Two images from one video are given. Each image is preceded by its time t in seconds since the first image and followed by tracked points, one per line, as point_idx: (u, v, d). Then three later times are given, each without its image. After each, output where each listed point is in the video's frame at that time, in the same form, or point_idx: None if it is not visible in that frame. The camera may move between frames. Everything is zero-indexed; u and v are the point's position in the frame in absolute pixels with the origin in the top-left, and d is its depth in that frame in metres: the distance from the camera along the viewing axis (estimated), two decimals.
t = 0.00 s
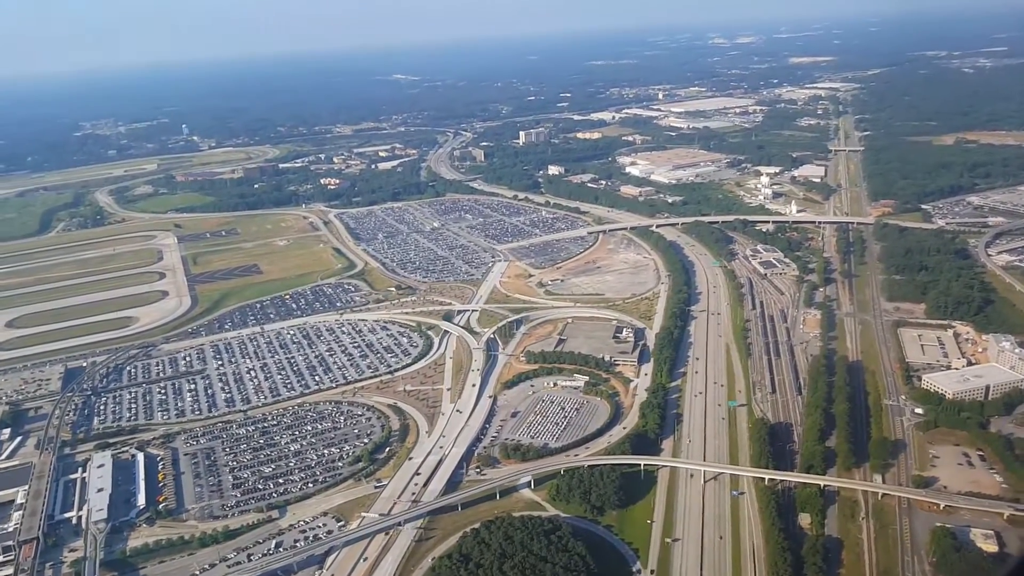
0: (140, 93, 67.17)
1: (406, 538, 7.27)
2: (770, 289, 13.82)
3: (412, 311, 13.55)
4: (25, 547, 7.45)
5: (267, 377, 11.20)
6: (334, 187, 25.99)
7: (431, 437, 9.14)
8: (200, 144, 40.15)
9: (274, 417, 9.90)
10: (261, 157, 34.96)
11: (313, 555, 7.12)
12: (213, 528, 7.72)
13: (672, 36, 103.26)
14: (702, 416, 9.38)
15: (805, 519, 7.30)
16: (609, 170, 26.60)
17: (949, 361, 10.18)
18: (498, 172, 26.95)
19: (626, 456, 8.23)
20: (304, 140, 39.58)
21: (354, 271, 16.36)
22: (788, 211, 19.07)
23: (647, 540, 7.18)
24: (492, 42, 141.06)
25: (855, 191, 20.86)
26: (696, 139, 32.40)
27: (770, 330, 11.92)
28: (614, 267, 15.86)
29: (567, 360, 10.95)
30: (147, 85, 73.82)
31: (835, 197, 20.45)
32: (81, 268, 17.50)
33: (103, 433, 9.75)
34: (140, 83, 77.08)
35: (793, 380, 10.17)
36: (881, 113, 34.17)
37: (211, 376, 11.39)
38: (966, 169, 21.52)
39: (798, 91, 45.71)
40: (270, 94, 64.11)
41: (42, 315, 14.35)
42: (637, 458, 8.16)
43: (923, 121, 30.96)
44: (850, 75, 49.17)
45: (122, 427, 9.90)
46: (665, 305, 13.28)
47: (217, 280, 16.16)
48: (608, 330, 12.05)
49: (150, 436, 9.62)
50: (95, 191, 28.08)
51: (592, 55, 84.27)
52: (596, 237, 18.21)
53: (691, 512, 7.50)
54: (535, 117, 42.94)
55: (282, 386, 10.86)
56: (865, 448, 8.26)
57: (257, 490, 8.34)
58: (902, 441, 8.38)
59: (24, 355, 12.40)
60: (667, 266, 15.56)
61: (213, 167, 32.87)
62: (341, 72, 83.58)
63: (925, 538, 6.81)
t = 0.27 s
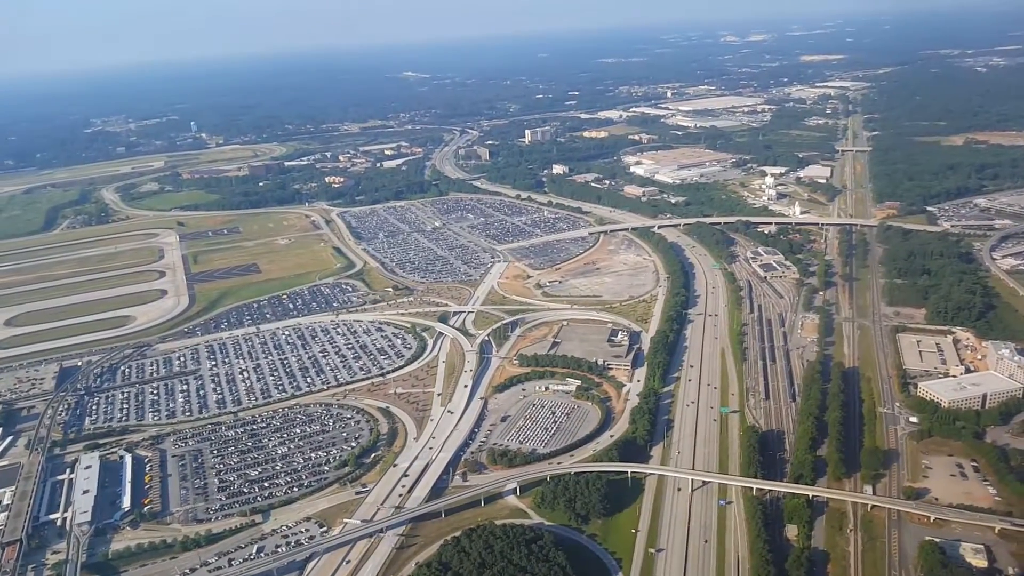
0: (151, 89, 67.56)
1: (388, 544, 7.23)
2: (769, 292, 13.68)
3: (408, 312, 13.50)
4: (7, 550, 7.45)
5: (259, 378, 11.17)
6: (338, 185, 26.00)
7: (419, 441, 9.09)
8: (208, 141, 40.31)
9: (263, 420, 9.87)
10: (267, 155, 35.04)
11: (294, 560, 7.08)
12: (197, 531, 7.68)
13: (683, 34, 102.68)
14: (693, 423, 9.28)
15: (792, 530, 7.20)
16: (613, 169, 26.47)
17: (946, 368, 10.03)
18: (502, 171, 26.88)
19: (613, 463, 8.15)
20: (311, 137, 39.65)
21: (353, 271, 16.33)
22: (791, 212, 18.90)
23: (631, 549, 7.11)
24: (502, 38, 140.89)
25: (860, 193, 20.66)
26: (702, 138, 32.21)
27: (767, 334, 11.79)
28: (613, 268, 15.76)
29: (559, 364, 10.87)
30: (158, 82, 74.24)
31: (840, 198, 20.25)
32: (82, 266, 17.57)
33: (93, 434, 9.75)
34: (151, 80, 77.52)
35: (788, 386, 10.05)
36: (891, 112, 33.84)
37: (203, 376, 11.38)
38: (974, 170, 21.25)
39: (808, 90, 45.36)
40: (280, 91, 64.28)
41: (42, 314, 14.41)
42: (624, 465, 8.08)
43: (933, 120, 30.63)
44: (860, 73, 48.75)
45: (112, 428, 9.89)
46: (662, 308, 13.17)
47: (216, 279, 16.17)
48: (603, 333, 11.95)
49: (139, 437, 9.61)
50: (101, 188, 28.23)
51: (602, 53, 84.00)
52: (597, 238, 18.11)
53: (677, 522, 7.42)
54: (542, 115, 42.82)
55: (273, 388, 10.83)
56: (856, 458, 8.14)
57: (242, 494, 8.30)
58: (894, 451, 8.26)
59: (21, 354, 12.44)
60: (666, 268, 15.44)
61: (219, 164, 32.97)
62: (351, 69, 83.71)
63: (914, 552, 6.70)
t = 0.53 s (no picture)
0: (171, 85, 68.15)
1: (375, 548, 7.13)
2: (778, 297, 13.44)
3: (411, 312, 13.41)
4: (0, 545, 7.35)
5: (259, 377, 11.10)
6: (350, 182, 26.00)
7: (413, 444, 8.97)
8: (225, 137, 40.55)
9: (260, 419, 9.78)
10: (283, 151, 35.16)
11: (281, 563, 7.00)
12: (188, 530, 7.56)
13: (705, 32, 101.74)
14: (692, 431, 9.10)
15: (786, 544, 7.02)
16: (626, 169, 26.24)
17: (955, 378, 9.78)
18: (514, 169, 26.74)
19: (606, 472, 8.01)
20: (326, 134, 39.76)
21: (359, 270, 16.29)
22: (804, 214, 18.60)
23: (619, 559, 6.98)
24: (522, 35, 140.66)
25: (876, 195, 20.29)
26: (718, 138, 31.87)
27: (772, 340, 11.57)
28: (620, 270, 15.58)
29: (559, 367, 10.73)
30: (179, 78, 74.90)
31: (855, 201, 19.91)
32: (93, 262, 17.67)
33: (93, 430, 9.69)
34: (172, 75, 78.20)
35: (791, 394, 9.84)
36: (912, 112, 33.29)
37: (205, 374, 11.32)
38: (994, 172, 20.81)
39: (828, 89, 44.76)
40: (298, 87, 64.55)
41: (50, 309, 14.48)
42: (617, 473, 7.93)
43: (954, 121, 30.09)
44: (882, 72, 48.03)
45: (111, 424, 9.84)
46: (667, 311, 12.97)
47: (223, 276, 16.19)
48: (605, 337, 11.79)
49: (137, 434, 9.54)
50: (117, 184, 28.45)
51: (621, 50, 83.56)
52: (606, 238, 17.92)
53: (668, 532, 7.26)
54: (557, 113, 42.62)
55: (273, 387, 10.76)
56: (856, 471, 7.92)
57: (235, 493, 8.18)
58: (896, 463, 8.04)
59: (27, 349, 12.49)
60: (674, 271, 15.23)
61: (234, 160, 33.13)
62: (370, 65, 83.96)
63: (909, 569, 6.52)
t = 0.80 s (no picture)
0: (197, 85, 69.01)
1: (367, 557, 7.11)
2: (789, 304, 13.22)
3: (418, 315, 13.39)
4: None
5: (263, 380, 11.14)
6: (366, 184, 26.09)
7: (412, 450, 8.94)
8: (247, 137, 40.92)
9: (262, 422, 9.81)
10: (302, 152, 35.38)
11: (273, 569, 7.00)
12: (183, 534, 7.59)
13: (730, 32, 100.71)
14: (694, 441, 8.96)
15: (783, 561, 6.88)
16: (643, 171, 26.03)
17: (967, 391, 9.52)
18: (530, 171, 26.65)
19: (603, 483, 7.91)
20: (346, 135, 39.96)
21: (369, 272, 16.31)
22: (822, 219, 18.30)
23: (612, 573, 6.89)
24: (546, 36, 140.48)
25: (897, 200, 19.92)
26: (738, 140, 31.52)
27: (781, 348, 11.38)
28: (631, 275, 15.43)
29: (563, 374, 10.63)
30: (205, 77, 75.78)
31: (874, 205, 19.55)
32: (110, 261, 17.88)
33: (97, 431, 9.78)
34: (199, 75, 79.15)
35: (797, 405, 9.66)
36: (938, 115, 32.67)
37: (211, 376, 11.39)
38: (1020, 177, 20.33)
39: (853, 91, 44.10)
40: (321, 88, 64.98)
41: (65, 309, 14.68)
42: (615, 484, 7.83)
43: (981, 124, 29.47)
44: (910, 73, 47.22)
45: (116, 425, 9.92)
46: (676, 318, 12.82)
47: (235, 277, 16.31)
48: (611, 343, 11.68)
49: (140, 436, 9.61)
50: (138, 183, 28.82)
51: (645, 50, 83.09)
52: (619, 242, 17.78)
53: (664, 545, 7.16)
54: (577, 114, 42.44)
55: (276, 390, 10.78)
56: (859, 486, 7.75)
57: (232, 497, 8.20)
58: (901, 479, 7.85)
59: (39, 349, 12.66)
60: (686, 276, 15.05)
61: (254, 161, 33.41)
62: (394, 66, 84.36)
63: None
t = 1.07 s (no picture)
0: (218, 86, 69.69)
1: (356, 565, 7.09)
2: (797, 311, 13.04)
3: (421, 320, 13.37)
4: None
5: (265, 384, 11.19)
6: (379, 186, 26.16)
7: (407, 457, 8.92)
8: (264, 139, 41.20)
9: (261, 427, 9.85)
10: (317, 154, 35.54)
11: None
12: (176, 539, 7.63)
13: (751, 32, 99.90)
14: (692, 450, 8.86)
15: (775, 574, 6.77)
16: (656, 174, 25.85)
17: (973, 402, 9.33)
18: (542, 174, 26.57)
19: (596, 492, 7.83)
20: (362, 137, 40.11)
21: (376, 276, 16.33)
22: (834, 224, 18.05)
23: None
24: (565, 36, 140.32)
25: (913, 205, 19.61)
26: (754, 142, 31.23)
27: (786, 356, 11.23)
28: (638, 280, 15.31)
29: (562, 381, 10.56)
30: (225, 78, 76.49)
31: (889, 210, 19.25)
32: (122, 263, 18.08)
33: (99, 434, 9.87)
34: (219, 76, 79.87)
35: (798, 415, 9.52)
36: (959, 117, 32.15)
37: (213, 380, 11.46)
38: None
39: (874, 92, 43.53)
40: (339, 89, 65.32)
41: (75, 311, 14.86)
42: (607, 494, 7.76)
43: (1003, 127, 28.94)
44: (933, 75, 46.50)
45: (117, 429, 10.01)
46: (681, 324, 12.69)
47: (244, 280, 16.40)
48: (613, 350, 11.58)
49: (141, 439, 9.69)
50: (154, 185, 29.11)
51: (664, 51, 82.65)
52: (628, 246, 17.66)
53: (655, 557, 7.07)
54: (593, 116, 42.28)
55: (277, 395, 10.82)
56: (857, 499, 7.61)
57: (227, 503, 8.23)
58: (900, 491, 7.70)
59: (47, 351, 12.81)
60: (693, 281, 14.91)
61: (269, 163, 33.62)
62: (412, 67, 84.63)
63: None
